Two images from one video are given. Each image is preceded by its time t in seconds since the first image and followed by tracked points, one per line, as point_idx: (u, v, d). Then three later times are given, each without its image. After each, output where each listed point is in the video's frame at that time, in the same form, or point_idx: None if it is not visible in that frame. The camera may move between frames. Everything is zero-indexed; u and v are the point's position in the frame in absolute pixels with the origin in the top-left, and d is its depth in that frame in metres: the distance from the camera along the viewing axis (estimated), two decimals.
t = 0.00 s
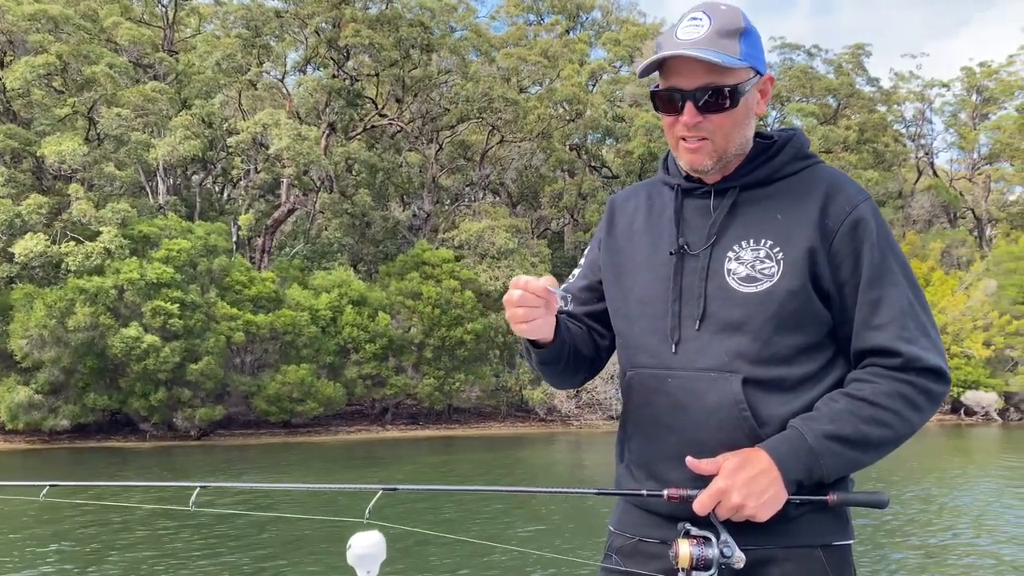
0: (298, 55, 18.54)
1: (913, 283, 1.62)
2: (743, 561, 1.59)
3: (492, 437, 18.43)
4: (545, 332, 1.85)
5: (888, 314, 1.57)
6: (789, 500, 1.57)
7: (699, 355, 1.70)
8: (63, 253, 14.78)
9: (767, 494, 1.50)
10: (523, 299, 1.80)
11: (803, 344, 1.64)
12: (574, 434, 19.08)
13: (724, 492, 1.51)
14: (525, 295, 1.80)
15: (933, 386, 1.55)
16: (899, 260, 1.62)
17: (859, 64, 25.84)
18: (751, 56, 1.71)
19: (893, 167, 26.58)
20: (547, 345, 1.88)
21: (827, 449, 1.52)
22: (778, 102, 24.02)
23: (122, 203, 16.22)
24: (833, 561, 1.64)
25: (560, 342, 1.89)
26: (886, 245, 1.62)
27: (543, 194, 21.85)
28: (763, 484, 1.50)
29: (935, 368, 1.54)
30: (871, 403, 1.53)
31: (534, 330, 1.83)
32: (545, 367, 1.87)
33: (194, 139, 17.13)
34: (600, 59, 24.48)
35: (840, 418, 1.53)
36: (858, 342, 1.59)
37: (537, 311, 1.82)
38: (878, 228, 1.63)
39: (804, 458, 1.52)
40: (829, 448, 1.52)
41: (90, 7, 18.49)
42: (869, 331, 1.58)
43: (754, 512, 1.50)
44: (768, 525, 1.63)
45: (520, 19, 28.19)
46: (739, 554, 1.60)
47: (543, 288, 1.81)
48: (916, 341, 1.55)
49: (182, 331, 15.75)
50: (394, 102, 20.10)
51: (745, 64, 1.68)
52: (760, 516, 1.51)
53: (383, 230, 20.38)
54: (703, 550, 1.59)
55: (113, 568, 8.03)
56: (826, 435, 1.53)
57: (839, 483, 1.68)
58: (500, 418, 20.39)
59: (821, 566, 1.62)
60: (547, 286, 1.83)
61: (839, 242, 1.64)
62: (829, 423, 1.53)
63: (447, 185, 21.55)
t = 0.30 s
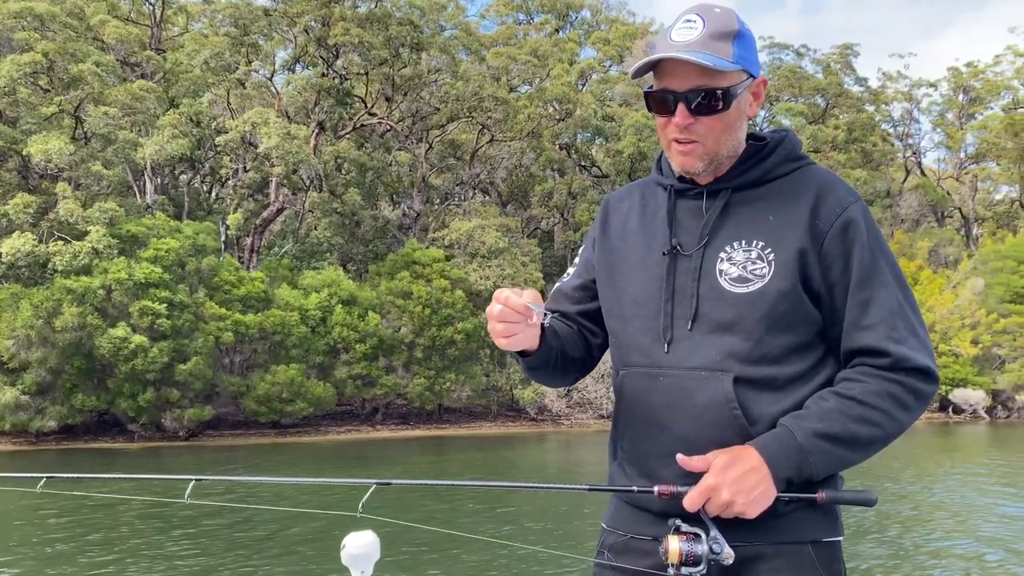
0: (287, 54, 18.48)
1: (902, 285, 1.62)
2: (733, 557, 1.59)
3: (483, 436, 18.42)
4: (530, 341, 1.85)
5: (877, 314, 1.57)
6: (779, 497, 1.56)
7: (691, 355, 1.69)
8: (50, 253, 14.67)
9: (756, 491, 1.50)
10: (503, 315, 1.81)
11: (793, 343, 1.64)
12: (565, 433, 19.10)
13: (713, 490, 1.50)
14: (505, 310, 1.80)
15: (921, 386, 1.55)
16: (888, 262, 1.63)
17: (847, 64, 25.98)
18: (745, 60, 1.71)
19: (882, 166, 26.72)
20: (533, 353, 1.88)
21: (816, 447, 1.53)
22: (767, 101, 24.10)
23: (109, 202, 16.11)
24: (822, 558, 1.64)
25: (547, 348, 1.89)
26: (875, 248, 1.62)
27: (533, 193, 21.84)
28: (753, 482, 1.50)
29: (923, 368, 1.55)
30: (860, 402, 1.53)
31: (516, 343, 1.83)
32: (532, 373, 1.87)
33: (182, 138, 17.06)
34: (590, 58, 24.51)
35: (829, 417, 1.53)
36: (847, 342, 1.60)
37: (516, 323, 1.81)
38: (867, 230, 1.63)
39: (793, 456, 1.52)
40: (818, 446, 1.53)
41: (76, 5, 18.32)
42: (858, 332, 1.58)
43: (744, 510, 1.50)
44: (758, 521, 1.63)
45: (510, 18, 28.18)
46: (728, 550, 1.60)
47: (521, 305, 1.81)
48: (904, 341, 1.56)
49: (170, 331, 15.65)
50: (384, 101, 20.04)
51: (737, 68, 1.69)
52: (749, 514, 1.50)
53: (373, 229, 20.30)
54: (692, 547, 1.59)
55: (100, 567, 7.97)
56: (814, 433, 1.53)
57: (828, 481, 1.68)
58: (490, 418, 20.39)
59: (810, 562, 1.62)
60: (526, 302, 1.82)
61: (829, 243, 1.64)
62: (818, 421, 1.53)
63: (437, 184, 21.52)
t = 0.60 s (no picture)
0: (275, 53, 18.43)
1: (892, 285, 1.63)
2: (725, 552, 1.59)
3: (473, 435, 18.39)
4: (520, 343, 1.84)
5: (867, 313, 1.57)
6: (770, 492, 1.57)
7: (684, 353, 1.69)
8: (36, 252, 14.57)
9: (748, 487, 1.50)
10: (491, 320, 1.80)
11: (785, 342, 1.64)
12: (555, 431, 19.10)
13: (706, 486, 1.50)
14: (493, 315, 1.79)
15: (910, 384, 1.56)
16: (880, 261, 1.63)
17: (835, 63, 26.11)
18: (741, 61, 1.71)
19: (870, 165, 26.85)
20: (525, 354, 1.87)
21: (807, 444, 1.53)
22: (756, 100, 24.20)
23: (96, 200, 15.99)
24: (815, 553, 1.64)
25: (538, 348, 1.89)
26: (866, 248, 1.63)
27: (523, 192, 21.82)
28: (745, 477, 1.50)
29: (913, 367, 1.55)
30: (850, 399, 1.54)
31: (505, 347, 1.82)
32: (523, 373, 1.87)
33: (169, 136, 16.99)
34: (580, 56, 24.55)
35: (820, 414, 1.53)
36: (837, 340, 1.60)
37: (504, 328, 1.81)
38: (859, 230, 1.64)
39: (784, 453, 1.52)
40: (809, 442, 1.53)
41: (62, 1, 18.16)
42: (848, 330, 1.58)
43: (736, 505, 1.49)
44: (750, 517, 1.63)
45: (500, 17, 28.18)
46: (721, 545, 1.59)
47: (507, 310, 1.80)
48: (894, 339, 1.56)
49: (158, 331, 15.54)
50: (373, 99, 19.99)
51: (733, 68, 1.68)
52: (741, 509, 1.50)
53: (363, 228, 20.24)
54: (686, 542, 1.59)
55: (89, 566, 7.91)
56: (806, 430, 1.53)
57: (820, 476, 1.68)
58: (480, 417, 20.37)
59: (802, 557, 1.62)
60: (512, 307, 1.80)
61: (821, 243, 1.64)
62: (809, 418, 1.54)
63: (426, 183, 21.50)
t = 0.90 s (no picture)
0: (263, 50, 18.35)
1: (885, 283, 1.64)
2: (722, 546, 1.61)
3: (463, 434, 18.38)
4: (522, 333, 1.86)
5: (861, 310, 1.58)
6: (766, 487, 1.58)
7: (679, 350, 1.70)
8: (22, 250, 14.47)
9: (744, 482, 1.50)
10: (492, 304, 1.80)
11: (780, 339, 1.64)
12: (545, 430, 19.12)
13: (702, 481, 1.51)
14: (494, 300, 1.80)
15: (903, 379, 1.57)
16: (872, 259, 1.64)
17: (823, 62, 26.27)
18: (743, 58, 1.74)
19: (857, 163, 26.99)
20: (525, 345, 1.89)
21: (802, 440, 1.53)
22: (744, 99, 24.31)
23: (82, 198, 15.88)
24: (809, 546, 1.65)
25: (539, 342, 1.91)
26: (859, 245, 1.63)
27: (512, 190, 21.80)
28: (741, 473, 1.50)
29: (905, 363, 1.56)
30: (845, 395, 1.54)
31: (506, 335, 1.84)
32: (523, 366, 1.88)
33: (157, 134, 16.96)
34: (569, 55, 24.62)
35: (814, 410, 1.54)
36: (832, 337, 1.60)
37: (506, 318, 1.82)
38: (852, 229, 1.64)
39: (780, 448, 1.53)
40: (804, 438, 1.54)
41: None
42: (841, 327, 1.59)
43: (733, 500, 1.51)
44: (746, 511, 1.64)
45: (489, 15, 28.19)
46: (718, 539, 1.61)
47: (509, 296, 1.80)
48: (886, 337, 1.57)
49: (146, 330, 15.46)
50: (362, 97, 19.93)
51: (737, 65, 1.71)
52: (738, 504, 1.51)
53: (352, 226, 20.19)
54: (684, 536, 1.61)
55: (77, 566, 7.87)
56: (801, 426, 1.54)
57: (814, 472, 1.69)
58: (470, 415, 20.38)
59: (798, 552, 1.64)
60: (514, 293, 1.81)
61: (814, 241, 1.65)
62: (804, 414, 1.54)
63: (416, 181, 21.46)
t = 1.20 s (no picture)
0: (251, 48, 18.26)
1: (876, 279, 1.67)
2: (717, 539, 1.66)
3: (453, 433, 18.36)
4: (527, 314, 1.91)
5: (852, 306, 1.61)
6: (760, 481, 1.62)
7: (675, 347, 1.73)
8: (8, 249, 14.33)
9: (739, 476, 1.54)
10: (505, 280, 1.85)
11: (772, 335, 1.67)
12: (535, 428, 19.12)
13: (697, 475, 1.54)
14: (508, 275, 1.84)
15: (894, 374, 1.60)
16: (863, 256, 1.67)
17: (811, 61, 26.41)
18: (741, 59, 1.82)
19: (845, 162, 27.12)
20: (530, 328, 1.94)
21: (795, 434, 1.57)
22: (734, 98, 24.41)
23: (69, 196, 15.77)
24: (800, 540, 1.70)
25: (544, 328, 1.96)
26: (849, 242, 1.66)
27: (502, 189, 21.76)
28: (735, 466, 1.54)
29: (895, 358, 1.59)
30: (837, 390, 1.57)
31: (512, 312, 1.89)
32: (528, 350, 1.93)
33: (144, 132, 16.87)
34: (559, 54, 24.67)
35: (807, 405, 1.57)
36: (823, 333, 1.64)
37: (517, 296, 1.87)
38: (842, 227, 1.67)
39: (773, 442, 1.56)
40: (796, 433, 1.57)
41: None
42: (834, 323, 1.62)
43: (727, 494, 1.54)
44: (739, 506, 1.69)
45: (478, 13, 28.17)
46: (713, 532, 1.67)
47: (522, 271, 1.85)
48: (877, 332, 1.60)
49: (134, 329, 15.37)
50: (351, 95, 19.85)
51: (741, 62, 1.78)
52: (732, 497, 1.54)
53: (342, 225, 20.13)
54: (680, 529, 1.66)
55: (68, 566, 7.84)
56: (794, 420, 1.57)
57: (807, 466, 1.74)
58: (461, 414, 20.38)
59: (790, 546, 1.68)
60: (528, 271, 1.86)
61: (806, 239, 1.68)
62: (796, 408, 1.58)
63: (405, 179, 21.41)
